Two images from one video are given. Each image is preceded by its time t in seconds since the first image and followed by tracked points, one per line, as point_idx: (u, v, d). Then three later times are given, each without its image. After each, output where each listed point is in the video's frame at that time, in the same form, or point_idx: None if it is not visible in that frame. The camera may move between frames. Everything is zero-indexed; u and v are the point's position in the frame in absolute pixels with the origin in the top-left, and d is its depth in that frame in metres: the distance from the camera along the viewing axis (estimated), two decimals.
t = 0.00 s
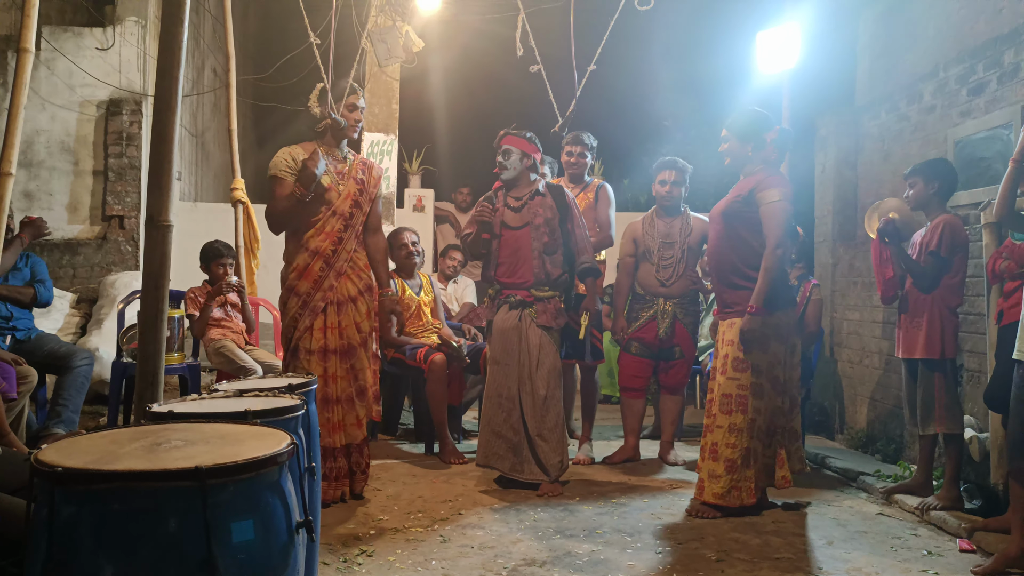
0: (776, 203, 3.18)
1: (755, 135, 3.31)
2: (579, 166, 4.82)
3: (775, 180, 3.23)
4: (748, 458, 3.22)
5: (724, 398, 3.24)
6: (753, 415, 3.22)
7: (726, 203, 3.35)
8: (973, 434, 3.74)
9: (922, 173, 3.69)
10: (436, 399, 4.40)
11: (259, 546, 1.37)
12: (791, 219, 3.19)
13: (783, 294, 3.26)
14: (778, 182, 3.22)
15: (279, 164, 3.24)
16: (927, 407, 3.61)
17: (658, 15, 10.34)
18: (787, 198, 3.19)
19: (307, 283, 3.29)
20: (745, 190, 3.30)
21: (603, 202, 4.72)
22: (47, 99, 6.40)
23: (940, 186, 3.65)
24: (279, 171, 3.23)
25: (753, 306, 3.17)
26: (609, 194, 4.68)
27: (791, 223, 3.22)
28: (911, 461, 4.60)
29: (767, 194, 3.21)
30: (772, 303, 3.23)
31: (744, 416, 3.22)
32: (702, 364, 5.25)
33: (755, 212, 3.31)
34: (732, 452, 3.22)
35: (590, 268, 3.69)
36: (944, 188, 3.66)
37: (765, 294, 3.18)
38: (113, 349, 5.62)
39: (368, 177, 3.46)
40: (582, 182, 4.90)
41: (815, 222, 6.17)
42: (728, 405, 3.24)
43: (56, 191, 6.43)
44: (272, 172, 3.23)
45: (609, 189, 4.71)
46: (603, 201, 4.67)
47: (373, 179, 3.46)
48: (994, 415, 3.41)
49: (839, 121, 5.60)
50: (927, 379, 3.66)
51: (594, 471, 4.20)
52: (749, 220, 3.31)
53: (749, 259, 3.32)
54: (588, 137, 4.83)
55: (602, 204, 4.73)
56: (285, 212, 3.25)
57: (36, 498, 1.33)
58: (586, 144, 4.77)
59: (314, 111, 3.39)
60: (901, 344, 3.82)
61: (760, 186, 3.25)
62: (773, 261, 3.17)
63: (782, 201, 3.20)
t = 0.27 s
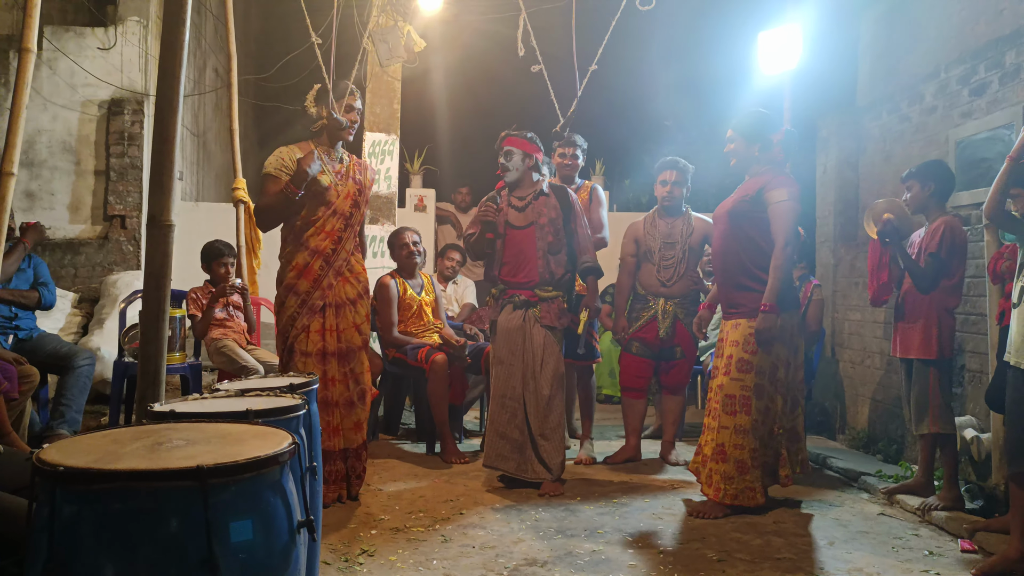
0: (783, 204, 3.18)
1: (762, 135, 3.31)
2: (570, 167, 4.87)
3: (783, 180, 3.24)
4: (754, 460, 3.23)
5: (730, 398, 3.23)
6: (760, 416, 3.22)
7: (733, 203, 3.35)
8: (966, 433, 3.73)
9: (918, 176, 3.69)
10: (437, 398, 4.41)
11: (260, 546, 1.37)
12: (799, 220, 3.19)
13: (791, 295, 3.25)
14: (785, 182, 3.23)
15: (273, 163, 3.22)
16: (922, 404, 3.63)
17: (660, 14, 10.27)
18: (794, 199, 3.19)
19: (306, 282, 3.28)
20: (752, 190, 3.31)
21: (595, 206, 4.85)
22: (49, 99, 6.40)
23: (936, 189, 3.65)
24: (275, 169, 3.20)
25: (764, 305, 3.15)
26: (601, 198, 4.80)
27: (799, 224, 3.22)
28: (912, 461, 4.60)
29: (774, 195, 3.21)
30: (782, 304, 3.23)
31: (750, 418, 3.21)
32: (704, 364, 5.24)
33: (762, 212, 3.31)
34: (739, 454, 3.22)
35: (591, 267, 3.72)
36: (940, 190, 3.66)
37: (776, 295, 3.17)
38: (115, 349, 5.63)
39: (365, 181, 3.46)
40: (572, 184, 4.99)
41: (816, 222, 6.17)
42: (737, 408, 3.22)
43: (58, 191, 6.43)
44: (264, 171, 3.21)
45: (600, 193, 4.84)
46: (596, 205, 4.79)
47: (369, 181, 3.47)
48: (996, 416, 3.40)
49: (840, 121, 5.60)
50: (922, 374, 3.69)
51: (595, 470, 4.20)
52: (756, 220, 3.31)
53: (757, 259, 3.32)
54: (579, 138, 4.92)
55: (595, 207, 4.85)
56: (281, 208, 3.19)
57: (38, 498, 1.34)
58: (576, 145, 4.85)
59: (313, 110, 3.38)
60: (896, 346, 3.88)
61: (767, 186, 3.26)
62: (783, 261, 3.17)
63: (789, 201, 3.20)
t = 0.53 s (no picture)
0: (787, 205, 3.18)
1: (769, 135, 3.31)
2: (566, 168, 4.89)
3: (787, 180, 3.23)
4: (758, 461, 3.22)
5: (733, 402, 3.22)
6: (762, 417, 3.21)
7: (737, 202, 3.34)
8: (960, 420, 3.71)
9: (918, 178, 3.69)
10: (439, 398, 4.41)
11: (263, 545, 1.37)
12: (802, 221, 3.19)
13: (791, 296, 3.25)
14: (790, 183, 3.22)
15: (275, 161, 3.24)
16: (924, 405, 3.63)
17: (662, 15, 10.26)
18: (798, 200, 3.19)
19: (307, 282, 3.27)
20: (758, 190, 3.29)
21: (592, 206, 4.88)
22: (52, 99, 6.41)
23: (936, 191, 3.65)
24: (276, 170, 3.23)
25: (761, 306, 3.15)
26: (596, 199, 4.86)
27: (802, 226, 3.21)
28: (915, 462, 4.59)
29: (778, 195, 3.20)
30: (781, 305, 3.22)
31: (753, 419, 3.20)
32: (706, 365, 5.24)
33: (766, 213, 3.31)
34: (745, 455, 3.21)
35: (594, 267, 3.74)
36: (940, 192, 3.66)
37: (775, 295, 3.16)
38: (118, 349, 5.64)
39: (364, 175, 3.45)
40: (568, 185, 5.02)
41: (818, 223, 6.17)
42: (742, 408, 3.21)
43: (61, 191, 6.44)
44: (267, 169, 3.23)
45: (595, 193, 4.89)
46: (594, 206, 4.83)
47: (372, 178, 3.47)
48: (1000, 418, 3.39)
49: (842, 122, 5.60)
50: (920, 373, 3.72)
51: (598, 471, 4.20)
52: (759, 220, 3.31)
53: (760, 260, 3.32)
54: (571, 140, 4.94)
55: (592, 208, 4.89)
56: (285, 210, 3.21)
57: (41, 497, 1.34)
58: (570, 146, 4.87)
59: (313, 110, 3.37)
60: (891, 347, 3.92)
61: (771, 187, 3.26)
62: (784, 262, 3.16)
63: (792, 202, 3.19)
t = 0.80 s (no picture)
0: (785, 206, 3.17)
1: (773, 137, 3.31)
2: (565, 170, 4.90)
3: (787, 182, 3.22)
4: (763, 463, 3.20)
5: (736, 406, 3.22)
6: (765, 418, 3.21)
7: (739, 204, 3.35)
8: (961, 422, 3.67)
9: (918, 181, 3.68)
10: (441, 400, 4.41)
11: (265, 547, 1.37)
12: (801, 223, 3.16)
13: (789, 298, 3.23)
14: (791, 185, 3.20)
15: (278, 165, 3.27)
16: (925, 408, 3.63)
17: (664, 17, 10.26)
18: (798, 201, 3.17)
19: (309, 286, 3.25)
20: (758, 191, 3.29)
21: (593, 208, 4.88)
22: (54, 101, 6.42)
23: (936, 194, 3.65)
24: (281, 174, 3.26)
25: (754, 306, 3.15)
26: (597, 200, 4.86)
27: (802, 228, 3.19)
28: (918, 464, 4.58)
29: (777, 197, 3.20)
30: (777, 307, 3.21)
31: (754, 420, 3.20)
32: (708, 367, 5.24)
33: (768, 215, 3.30)
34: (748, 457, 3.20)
35: (598, 270, 3.75)
36: (940, 195, 3.66)
37: (769, 297, 3.15)
38: (120, 351, 5.65)
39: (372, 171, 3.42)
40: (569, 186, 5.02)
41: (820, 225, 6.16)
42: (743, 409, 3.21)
43: (63, 193, 6.45)
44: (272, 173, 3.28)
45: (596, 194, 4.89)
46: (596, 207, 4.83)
47: (376, 177, 3.42)
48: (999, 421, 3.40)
49: (844, 124, 5.60)
50: (921, 375, 3.72)
51: (600, 473, 4.20)
52: (761, 221, 3.31)
53: (761, 262, 3.31)
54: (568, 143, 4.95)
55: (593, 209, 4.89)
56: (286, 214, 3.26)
57: (44, 498, 1.34)
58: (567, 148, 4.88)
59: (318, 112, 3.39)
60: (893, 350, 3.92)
61: (771, 188, 3.25)
62: (780, 263, 3.14)
63: (792, 203, 3.18)
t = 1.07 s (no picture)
0: (782, 204, 3.17)
1: (774, 135, 3.31)
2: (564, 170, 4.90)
3: (783, 181, 3.23)
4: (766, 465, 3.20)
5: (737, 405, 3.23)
6: (768, 419, 3.21)
7: (737, 204, 3.36)
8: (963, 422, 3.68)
9: (916, 181, 3.68)
10: (441, 400, 4.41)
11: (264, 546, 1.37)
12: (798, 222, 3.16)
13: (786, 298, 3.22)
14: (788, 183, 3.21)
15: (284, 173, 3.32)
16: (925, 408, 3.63)
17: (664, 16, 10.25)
18: (795, 199, 3.17)
19: (310, 286, 3.27)
20: (754, 192, 3.31)
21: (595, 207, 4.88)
22: (54, 100, 6.42)
23: (935, 194, 3.65)
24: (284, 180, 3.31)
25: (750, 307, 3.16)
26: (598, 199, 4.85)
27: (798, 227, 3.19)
28: (917, 464, 4.59)
29: (774, 195, 3.21)
30: (772, 307, 3.20)
31: (757, 422, 3.22)
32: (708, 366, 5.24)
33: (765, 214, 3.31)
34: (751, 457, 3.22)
35: (598, 270, 3.72)
36: (938, 195, 3.66)
37: (764, 297, 3.16)
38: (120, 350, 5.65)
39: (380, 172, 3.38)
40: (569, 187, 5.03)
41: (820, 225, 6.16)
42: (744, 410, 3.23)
43: (63, 192, 6.44)
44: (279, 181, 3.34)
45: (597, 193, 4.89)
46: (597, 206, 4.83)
47: (382, 176, 3.38)
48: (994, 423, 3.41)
49: (845, 124, 5.60)
50: (919, 375, 3.73)
51: (599, 472, 4.20)
52: (758, 220, 3.31)
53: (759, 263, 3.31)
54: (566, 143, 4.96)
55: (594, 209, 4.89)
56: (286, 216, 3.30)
57: (43, 498, 1.34)
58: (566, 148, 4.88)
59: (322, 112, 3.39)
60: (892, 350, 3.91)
61: (768, 187, 3.26)
62: (776, 261, 3.14)
63: (789, 201, 3.18)
